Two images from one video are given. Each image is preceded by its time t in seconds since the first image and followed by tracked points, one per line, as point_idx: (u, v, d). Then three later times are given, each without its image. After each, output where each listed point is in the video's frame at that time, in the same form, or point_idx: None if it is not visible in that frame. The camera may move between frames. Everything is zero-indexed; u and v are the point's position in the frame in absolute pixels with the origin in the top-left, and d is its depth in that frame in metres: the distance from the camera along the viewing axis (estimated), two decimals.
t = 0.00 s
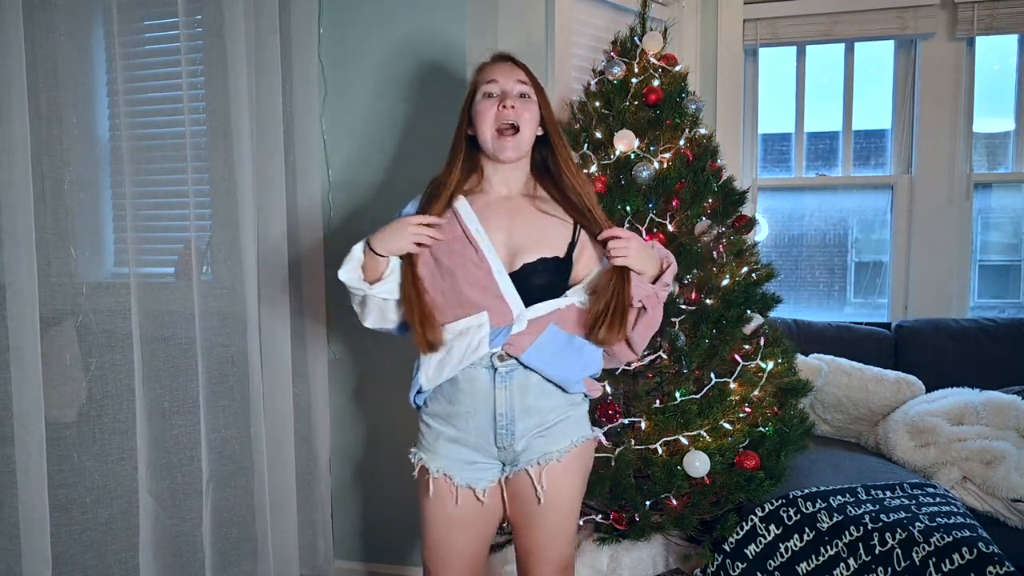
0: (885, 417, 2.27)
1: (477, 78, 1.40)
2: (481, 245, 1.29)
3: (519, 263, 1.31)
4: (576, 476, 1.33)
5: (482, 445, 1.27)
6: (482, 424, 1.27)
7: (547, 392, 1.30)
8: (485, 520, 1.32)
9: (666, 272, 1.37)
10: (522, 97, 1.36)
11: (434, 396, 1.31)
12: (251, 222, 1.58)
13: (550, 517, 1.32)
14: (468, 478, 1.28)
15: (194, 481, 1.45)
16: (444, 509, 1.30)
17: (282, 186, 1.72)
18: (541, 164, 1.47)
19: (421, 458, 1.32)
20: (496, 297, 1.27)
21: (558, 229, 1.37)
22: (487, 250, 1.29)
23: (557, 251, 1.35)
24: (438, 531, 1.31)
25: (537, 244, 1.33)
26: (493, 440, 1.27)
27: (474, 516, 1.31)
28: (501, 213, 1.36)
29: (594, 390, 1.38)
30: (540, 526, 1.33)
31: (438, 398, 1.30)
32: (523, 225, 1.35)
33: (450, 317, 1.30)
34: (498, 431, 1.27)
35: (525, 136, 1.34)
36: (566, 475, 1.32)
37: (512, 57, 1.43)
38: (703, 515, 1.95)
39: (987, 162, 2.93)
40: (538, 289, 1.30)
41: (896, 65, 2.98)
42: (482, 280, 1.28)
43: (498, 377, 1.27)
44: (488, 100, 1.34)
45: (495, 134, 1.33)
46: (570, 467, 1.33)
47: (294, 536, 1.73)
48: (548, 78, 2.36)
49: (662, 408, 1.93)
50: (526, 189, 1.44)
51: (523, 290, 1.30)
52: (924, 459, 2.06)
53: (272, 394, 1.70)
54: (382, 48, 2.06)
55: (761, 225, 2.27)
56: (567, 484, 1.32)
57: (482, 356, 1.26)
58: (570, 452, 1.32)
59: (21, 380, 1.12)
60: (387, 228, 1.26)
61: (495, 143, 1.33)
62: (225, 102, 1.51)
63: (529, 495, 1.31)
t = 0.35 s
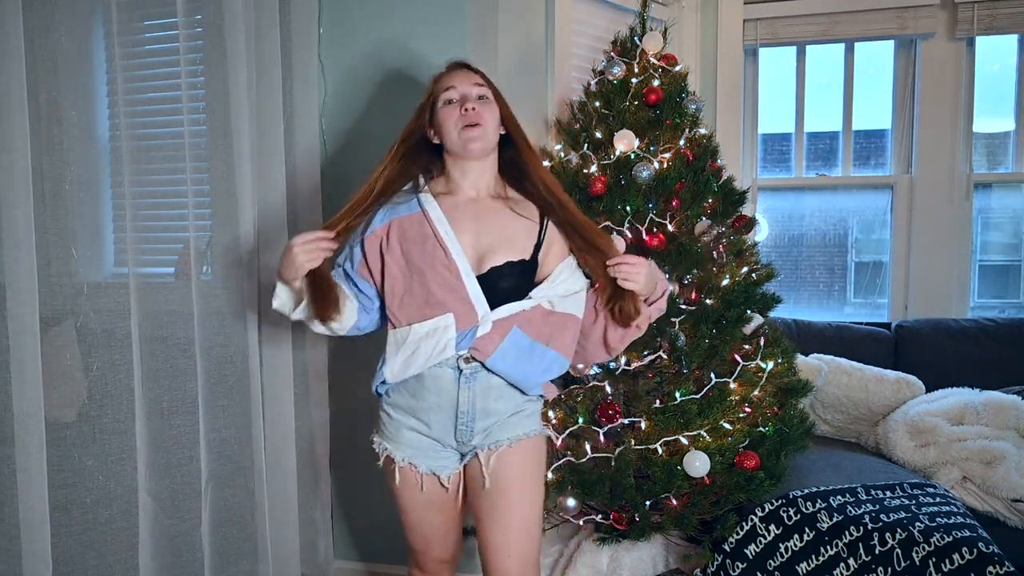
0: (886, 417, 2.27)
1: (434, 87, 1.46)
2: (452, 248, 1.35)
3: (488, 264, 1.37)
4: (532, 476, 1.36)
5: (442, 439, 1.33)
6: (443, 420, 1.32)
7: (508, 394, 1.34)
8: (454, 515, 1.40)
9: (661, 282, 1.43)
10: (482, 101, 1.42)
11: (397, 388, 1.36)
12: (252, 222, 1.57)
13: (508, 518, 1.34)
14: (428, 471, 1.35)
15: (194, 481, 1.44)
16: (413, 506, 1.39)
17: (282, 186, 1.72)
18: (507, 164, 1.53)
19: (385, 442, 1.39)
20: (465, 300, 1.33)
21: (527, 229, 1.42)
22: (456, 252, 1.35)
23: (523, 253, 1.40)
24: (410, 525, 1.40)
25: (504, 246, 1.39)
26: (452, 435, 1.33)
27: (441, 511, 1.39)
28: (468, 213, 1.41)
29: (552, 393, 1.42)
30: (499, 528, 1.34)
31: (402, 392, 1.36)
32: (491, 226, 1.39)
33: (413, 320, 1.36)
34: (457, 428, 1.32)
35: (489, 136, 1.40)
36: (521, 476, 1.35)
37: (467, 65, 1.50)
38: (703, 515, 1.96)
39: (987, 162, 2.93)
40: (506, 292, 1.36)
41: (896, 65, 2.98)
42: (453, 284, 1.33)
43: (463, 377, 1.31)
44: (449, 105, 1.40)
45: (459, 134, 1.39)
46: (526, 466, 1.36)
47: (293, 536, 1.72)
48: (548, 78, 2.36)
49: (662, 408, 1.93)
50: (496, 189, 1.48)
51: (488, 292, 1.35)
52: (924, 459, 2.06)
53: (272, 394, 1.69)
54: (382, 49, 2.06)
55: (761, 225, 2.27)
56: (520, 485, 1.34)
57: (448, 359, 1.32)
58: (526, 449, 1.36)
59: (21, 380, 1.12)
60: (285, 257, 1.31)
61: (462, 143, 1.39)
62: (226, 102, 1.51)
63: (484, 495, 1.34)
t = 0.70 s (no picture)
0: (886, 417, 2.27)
1: (412, 108, 1.51)
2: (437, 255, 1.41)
3: (471, 273, 1.43)
4: (503, 472, 1.38)
5: (411, 435, 1.38)
6: (414, 416, 1.38)
7: (476, 395, 1.40)
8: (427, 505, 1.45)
9: (632, 332, 1.44)
10: (459, 117, 1.48)
11: (370, 385, 1.41)
12: (252, 222, 1.57)
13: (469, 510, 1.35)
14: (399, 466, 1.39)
15: (193, 481, 1.44)
16: (392, 506, 1.42)
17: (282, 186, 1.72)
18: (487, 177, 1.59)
19: (356, 436, 1.43)
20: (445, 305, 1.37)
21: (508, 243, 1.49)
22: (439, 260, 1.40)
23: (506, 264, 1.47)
24: (386, 518, 1.44)
25: (485, 257, 1.45)
26: (422, 431, 1.38)
27: (417, 505, 1.43)
28: (454, 224, 1.47)
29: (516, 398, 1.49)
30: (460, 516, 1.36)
31: (373, 387, 1.41)
32: (475, 237, 1.46)
33: (392, 320, 1.40)
34: (427, 425, 1.38)
35: (472, 150, 1.46)
36: (488, 469, 1.37)
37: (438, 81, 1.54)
38: (703, 515, 1.95)
39: (987, 162, 2.92)
40: (486, 299, 1.42)
41: (896, 66, 2.98)
42: (435, 289, 1.38)
43: (436, 377, 1.37)
44: (429, 129, 1.46)
45: (443, 158, 1.45)
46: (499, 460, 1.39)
47: (292, 537, 1.72)
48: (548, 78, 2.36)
49: (662, 407, 1.93)
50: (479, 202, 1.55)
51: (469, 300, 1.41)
52: (924, 459, 2.06)
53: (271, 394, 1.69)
54: (382, 49, 2.06)
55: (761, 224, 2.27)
56: (488, 477, 1.36)
57: (423, 358, 1.37)
58: (495, 443, 1.39)
59: (21, 380, 1.11)
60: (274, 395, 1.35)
61: (447, 164, 1.45)
62: (225, 102, 1.51)
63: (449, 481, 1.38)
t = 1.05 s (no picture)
0: (886, 417, 2.27)
1: (402, 109, 1.52)
2: (422, 253, 1.42)
3: (456, 269, 1.43)
4: (501, 470, 1.38)
5: (400, 432, 1.39)
6: (402, 414, 1.38)
7: (464, 391, 1.40)
8: (423, 504, 1.44)
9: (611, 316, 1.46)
10: (449, 119, 1.49)
11: (360, 384, 1.42)
12: (251, 222, 1.57)
13: (469, 509, 1.35)
14: (390, 463, 1.40)
15: (192, 481, 1.44)
16: (383, 505, 1.43)
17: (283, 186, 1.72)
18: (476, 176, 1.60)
19: (348, 436, 1.44)
20: (430, 302, 1.38)
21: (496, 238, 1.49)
22: (425, 257, 1.41)
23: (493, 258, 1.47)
24: (382, 518, 1.44)
25: (471, 253, 1.45)
26: (410, 428, 1.39)
27: (409, 504, 1.43)
28: (440, 222, 1.48)
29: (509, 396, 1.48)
30: (461, 516, 1.35)
31: (363, 386, 1.41)
32: (464, 236, 1.47)
33: (380, 319, 1.40)
34: (415, 421, 1.38)
35: (462, 151, 1.48)
36: (485, 465, 1.37)
37: (427, 82, 1.56)
38: (703, 514, 1.94)
39: (987, 162, 2.93)
40: (472, 294, 1.41)
41: (896, 65, 2.98)
42: (421, 287, 1.39)
43: (423, 373, 1.37)
44: (419, 131, 1.47)
45: (433, 158, 1.46)
46: (496, 457, 1.39)
47: (292, 537, 1.72)
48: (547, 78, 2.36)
49: (662, 408, 1.92)
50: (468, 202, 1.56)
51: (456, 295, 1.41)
52: (924, 459, 2.06)
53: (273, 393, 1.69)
54: (382, 49, 2.06)
55: (761, 224, 2.27)
56: (486, 475, 1.36)
57: (409, 355, 1.37)
58: (490, 440, 1.39)
59: (22, 381, 1.11)
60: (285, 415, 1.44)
61: (436, 165, 1.46)
62: (225, 102, 1.51)
63: (446, 482, 1.38)
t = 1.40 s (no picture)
0: (886, 417, 2.27)
1: (397, 110, 1.51)
2: (421, 252, 1.42)
3: (455, 268, 1.43)
4: (499, 472, 1.38)
5: (401, 432, 1.39)
6: (402, 414, 1.38)
7: (464, 391, 1.40)
8: (424, 505, 1.45)
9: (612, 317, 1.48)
10: (445, 119, 1.49)
11: (359, 384, 1.42)
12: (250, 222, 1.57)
13: (466, 510, 1.35)
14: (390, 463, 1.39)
15: (189, 481, 1.44)
16: (384, 506, 1.43)
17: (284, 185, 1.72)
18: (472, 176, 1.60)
19: (348, 437, 1.44)
20: (429, 302, 1.38)
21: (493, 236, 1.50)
22: (424, 256, 1.41)
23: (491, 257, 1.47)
24: (381, 519, 1.44)
25: (469, 253, 1.45)
26: (410, 428, 1.39)
27: (410, 505, 1.43)
28: (437, 221, 1.48)
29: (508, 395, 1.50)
30: (459, 517, 1.35)
31: (363, 387, 1.41)
32: (461, 235, 1.47)
33: (379, 320, 1.40)
34: (415, 421, 1.38)
35: (458, 151, 1.47)
36: (483, 468, 1.37)
37: (422, 82, 1.55)
38: (703, 514, 1.94)
39: (987, 162, 2.93)
40: (472, 293, 1.41)
41: (896, 65, 2.98)
42: (420, 287, 1.39)
43: (423, 374, 1.37)
44: (415, 131, 1.47)
45: (430, 159, 1.46)
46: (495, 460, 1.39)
47: (291, 537, 1.72)
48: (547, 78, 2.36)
49: (662, 408, 1.92)
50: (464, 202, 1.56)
51: (455, 295, 1.41)
52: (924, 459, 2.06)
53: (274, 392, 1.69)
54: (382, 49, 2.06)
55: (761, 224, 2.27)
56: (484, 476, 1.36)
57: (410, 355, 1.37)
58: (490, 442, 1.40)
59: (21, 381, 1.11)
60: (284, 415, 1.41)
61: (433, 165, 1.46)
62: (225, 102, 1.51)
63: (445, 483, 1.38)
